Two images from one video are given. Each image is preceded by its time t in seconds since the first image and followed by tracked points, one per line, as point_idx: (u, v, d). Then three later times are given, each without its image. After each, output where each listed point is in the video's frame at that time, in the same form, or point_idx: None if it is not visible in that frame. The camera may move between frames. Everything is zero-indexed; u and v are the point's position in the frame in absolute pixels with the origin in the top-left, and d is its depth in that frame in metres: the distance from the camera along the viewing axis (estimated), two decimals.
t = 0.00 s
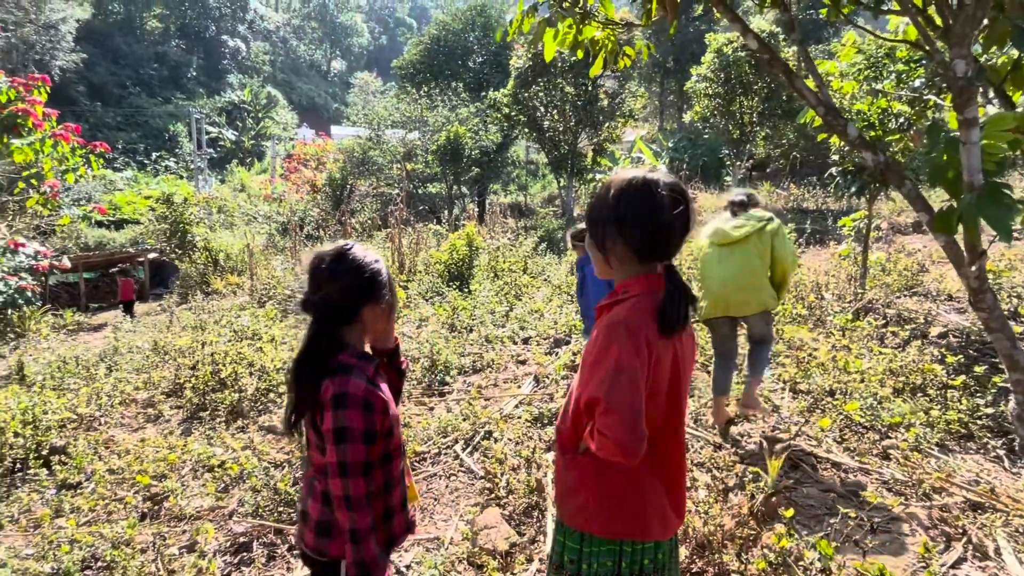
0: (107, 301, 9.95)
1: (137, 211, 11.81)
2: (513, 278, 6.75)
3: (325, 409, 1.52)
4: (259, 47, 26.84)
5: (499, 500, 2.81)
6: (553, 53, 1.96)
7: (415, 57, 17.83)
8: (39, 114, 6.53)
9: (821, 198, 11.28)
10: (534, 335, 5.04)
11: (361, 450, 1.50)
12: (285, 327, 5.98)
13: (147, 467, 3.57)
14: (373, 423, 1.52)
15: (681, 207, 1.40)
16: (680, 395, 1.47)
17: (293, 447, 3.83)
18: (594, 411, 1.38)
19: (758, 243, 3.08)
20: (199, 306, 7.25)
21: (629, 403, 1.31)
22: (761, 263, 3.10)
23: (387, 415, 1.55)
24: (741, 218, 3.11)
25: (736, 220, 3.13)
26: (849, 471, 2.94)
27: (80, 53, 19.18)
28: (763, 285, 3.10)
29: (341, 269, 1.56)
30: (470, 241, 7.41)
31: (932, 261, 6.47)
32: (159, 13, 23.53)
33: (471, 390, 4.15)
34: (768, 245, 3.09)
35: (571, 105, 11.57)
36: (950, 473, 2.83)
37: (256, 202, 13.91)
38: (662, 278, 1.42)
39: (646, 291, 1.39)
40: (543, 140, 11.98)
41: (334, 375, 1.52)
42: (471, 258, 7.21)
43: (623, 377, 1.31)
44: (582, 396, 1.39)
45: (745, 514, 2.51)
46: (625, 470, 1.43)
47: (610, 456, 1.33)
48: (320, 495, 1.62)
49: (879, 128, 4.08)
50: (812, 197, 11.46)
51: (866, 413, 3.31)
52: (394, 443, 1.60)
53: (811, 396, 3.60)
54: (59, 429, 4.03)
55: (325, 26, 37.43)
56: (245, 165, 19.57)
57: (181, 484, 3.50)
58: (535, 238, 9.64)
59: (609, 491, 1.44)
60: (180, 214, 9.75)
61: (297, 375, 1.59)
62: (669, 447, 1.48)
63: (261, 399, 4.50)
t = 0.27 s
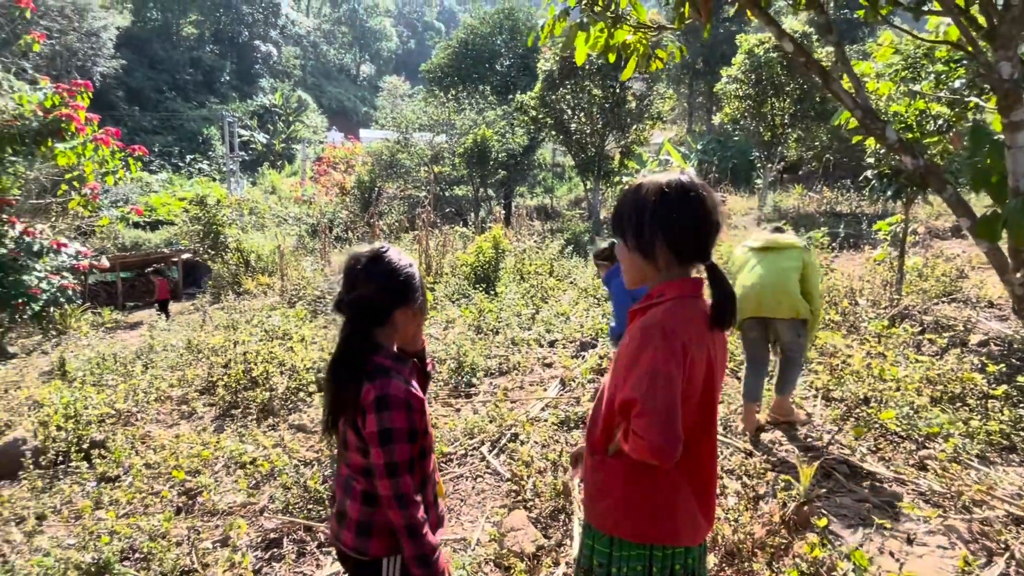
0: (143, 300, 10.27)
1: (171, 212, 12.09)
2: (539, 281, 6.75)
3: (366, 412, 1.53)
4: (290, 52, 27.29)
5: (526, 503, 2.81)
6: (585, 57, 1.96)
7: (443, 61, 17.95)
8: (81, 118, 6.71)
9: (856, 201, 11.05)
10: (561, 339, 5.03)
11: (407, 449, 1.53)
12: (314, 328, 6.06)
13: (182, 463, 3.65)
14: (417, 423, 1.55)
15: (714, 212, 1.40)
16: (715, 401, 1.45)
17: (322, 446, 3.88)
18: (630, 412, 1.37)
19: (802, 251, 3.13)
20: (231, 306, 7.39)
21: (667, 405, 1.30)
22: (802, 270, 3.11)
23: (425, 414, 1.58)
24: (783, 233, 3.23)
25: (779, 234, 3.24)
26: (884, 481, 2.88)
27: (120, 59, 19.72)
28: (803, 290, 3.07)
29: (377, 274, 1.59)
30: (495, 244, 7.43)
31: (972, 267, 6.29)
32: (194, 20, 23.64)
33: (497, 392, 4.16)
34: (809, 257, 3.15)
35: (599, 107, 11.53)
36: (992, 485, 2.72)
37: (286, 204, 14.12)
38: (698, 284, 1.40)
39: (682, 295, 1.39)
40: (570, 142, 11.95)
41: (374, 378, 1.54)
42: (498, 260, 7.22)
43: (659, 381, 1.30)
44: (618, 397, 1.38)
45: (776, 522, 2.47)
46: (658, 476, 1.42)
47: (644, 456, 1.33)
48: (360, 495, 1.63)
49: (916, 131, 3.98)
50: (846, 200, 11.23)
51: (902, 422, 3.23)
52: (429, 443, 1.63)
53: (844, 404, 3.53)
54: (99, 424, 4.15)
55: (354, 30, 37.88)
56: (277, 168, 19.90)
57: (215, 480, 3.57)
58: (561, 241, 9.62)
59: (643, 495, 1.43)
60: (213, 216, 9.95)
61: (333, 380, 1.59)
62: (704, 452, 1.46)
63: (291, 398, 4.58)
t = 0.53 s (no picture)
0: (187, 298, 10.51)
1: (215, 212, 12.42)
2: (574, 283, 6.73)
3: (391, 408, 1.56)
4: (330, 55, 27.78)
5: (561, 505, 2.81)
6: (627, 57, 1.95)
7: (479, 62, 18.04)
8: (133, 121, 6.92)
9: (904, 203, 10.72)
10: (596, 341, 5.00)
11: (428, 447, 1.53)
12: (351, 326, 6.15)
13: (225, 455, 3.74)
14: (440, 420, 1.55)
15: (755, 212, 1.39)
16: (754, 399, 1.43)
17: (360, 442, 3.94)
18: (675, 412, 1.34)
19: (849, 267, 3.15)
20: (271, 304, 7.56)
21: (714, 405, 1.27)
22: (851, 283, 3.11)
23: (449, 413, 1.58)
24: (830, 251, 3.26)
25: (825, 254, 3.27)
26: (935, 494, 2.78)
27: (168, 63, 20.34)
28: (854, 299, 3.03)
29: (401, 272, 1.61)
30: (530, 245, 7.44)
31: None
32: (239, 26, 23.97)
33: (532, 393, 4.16)
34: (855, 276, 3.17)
35: (636, 107, 11.43)
36: None
37: (325, 205, 14.37)
38: (740, 284, 1.40)
39: (722, 297, 1.37)
40: (607, 143, 11.88)
41: (397, 374, 1.57)
42: (532, 261, 7.23)
43: (706, 380, 1.28)
44: (665, 397, 1.35)
45: (822, 531, 2.41)
46: (702, 477, 1.39)
47: (695, 456, 1.29)
48: (394, 490, 1.66)
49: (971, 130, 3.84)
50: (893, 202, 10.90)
51: (954, 433, 3.12)
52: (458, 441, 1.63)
53: (892, 413, 3.43)
54: (147, 416, 4.28)
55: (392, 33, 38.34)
56: (316, 169, 20.27)
57: (256, 473, 3.65)
58: (597, 242, 9.56)
59: (686, 497, 1.40)
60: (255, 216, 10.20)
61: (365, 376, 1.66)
62: (747, 452, 1.44)
63: (330, 395, 4.67)
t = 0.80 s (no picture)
0: (238, 294, 10.79)
1: (264, 212, 12.77)
2: (617, 283, 6.68)
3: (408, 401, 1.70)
4: (376, 57, 28.25)
5: (604, 508, 2.78)
6: (679, 56, 1.92)
7: (523, 62, 18.05)
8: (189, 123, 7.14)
9: (966, 204, 10.27)
10: (640, 342, 4.95)
11: (428, 443, 1.64)
12: (394, 324, 6.24)
13: (275, 448, 3.84)
14: (442, 420, 1.63)
15: (812, 211, 1.37)
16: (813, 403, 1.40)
17: (404, 438, 4.00)
18: (731, 414, 1.31)
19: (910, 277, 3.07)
20: (317, 301, 7.74)
21: (774, 404, 1.23)
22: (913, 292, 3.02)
23: (461, 413, 1.66)
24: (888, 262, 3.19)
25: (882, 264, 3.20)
26: (1002, 512, 2.65)
27: (221, 68, 21.00)
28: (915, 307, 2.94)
29: (439, 272, 1.72)
30: (572, 245, 7.40)
31: None
32: (289, 30, 24.46)
33: (575, 394, 4.14)
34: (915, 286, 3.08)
35: (681, 106, 11.26)
36: None
37: (369, 204, 14.61)
38: (797, 286, 1.37)
39: (781, 299, 1.33)
40: (651, 143, 11.74)
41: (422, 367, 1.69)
42: (574, 262, 7.19)
43: (765, 380, 1.24)
44: (720, 398, 1.32)
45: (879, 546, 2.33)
46: (759, 482, 1.36)
47: (754, 459, 1.25)
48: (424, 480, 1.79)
49: None
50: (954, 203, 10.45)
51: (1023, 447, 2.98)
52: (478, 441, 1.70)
53: (954, 424, 3.29)
54: (201, 408, 4.43)
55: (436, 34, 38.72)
56: (361, 170, 20.63)
57: (304, 466, 3.74)
58: (640, 243, 9.46)
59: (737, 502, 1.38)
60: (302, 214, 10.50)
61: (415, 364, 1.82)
62: (807, 456, 1.40)
63: (375, 391, 4.76)
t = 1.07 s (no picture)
0: (291, 289, 11.01)
1: (316, 209, 13.08)
2: (666, 284, 6.58)
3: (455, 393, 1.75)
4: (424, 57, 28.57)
5: (655, 513, 2.75)
6: (740, 51, 1.88)
7: (570, 60, 17.95)
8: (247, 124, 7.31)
9: None
10: (690, 344, 4.87)
11: (463, 432, 1.69)
12: (441, 321, 6.30)
13: (328, 440, 3.94)
14: (478, 410, 1.68)
15: (885, 209, 1.32)
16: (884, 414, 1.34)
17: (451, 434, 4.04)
18: (795, 421, 1.26)
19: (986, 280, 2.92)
20: (366, 297, 7.89)
21: (839, 412, 1.19)
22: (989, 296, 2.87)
23: (500, 408, 1.69)
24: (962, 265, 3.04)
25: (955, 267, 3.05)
26: None
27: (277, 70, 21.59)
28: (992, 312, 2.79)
29: (494, 270, 1.75)
30: (620, 244, 7.32)
31: None
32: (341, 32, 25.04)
33: (623, 395, 4.10)
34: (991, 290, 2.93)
35: (734, 102, 11.00)
36: None
37: (417, 202, 14.78)
38: (866, 288, 1.31)
39: (849, 303, 1.29)
40: (702, 140, 11.51)
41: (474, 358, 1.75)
42: (621, 261, 7.12)
43: (831, 385, 1.20)
44: (782, 405, 1.28)
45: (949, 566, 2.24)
46: (824, 492, 1.31)
47: (818, 467, 1.20)
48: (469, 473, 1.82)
49: None
50: None
51: None
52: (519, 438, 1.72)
53: None
54: (257, 399, 4.57)
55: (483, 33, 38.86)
56: (409, 168, 20.90)
57: (356, 459, 3.81)
58: (689, 243, 9.30)
59: (798, 511, 1.33)
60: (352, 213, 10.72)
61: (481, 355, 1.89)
62: (874, 466, 1.35)
63: (422, 387, 4.83)
